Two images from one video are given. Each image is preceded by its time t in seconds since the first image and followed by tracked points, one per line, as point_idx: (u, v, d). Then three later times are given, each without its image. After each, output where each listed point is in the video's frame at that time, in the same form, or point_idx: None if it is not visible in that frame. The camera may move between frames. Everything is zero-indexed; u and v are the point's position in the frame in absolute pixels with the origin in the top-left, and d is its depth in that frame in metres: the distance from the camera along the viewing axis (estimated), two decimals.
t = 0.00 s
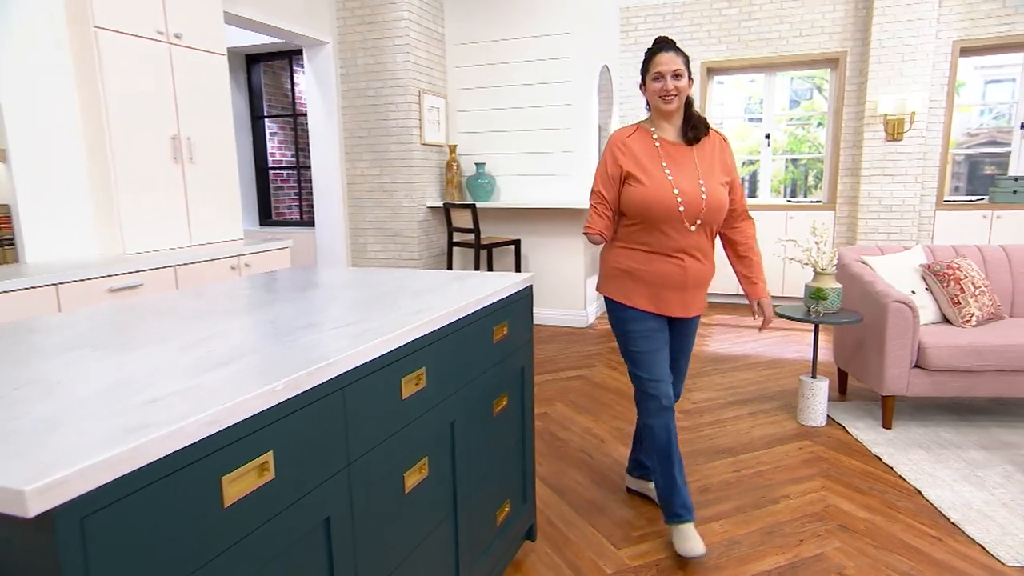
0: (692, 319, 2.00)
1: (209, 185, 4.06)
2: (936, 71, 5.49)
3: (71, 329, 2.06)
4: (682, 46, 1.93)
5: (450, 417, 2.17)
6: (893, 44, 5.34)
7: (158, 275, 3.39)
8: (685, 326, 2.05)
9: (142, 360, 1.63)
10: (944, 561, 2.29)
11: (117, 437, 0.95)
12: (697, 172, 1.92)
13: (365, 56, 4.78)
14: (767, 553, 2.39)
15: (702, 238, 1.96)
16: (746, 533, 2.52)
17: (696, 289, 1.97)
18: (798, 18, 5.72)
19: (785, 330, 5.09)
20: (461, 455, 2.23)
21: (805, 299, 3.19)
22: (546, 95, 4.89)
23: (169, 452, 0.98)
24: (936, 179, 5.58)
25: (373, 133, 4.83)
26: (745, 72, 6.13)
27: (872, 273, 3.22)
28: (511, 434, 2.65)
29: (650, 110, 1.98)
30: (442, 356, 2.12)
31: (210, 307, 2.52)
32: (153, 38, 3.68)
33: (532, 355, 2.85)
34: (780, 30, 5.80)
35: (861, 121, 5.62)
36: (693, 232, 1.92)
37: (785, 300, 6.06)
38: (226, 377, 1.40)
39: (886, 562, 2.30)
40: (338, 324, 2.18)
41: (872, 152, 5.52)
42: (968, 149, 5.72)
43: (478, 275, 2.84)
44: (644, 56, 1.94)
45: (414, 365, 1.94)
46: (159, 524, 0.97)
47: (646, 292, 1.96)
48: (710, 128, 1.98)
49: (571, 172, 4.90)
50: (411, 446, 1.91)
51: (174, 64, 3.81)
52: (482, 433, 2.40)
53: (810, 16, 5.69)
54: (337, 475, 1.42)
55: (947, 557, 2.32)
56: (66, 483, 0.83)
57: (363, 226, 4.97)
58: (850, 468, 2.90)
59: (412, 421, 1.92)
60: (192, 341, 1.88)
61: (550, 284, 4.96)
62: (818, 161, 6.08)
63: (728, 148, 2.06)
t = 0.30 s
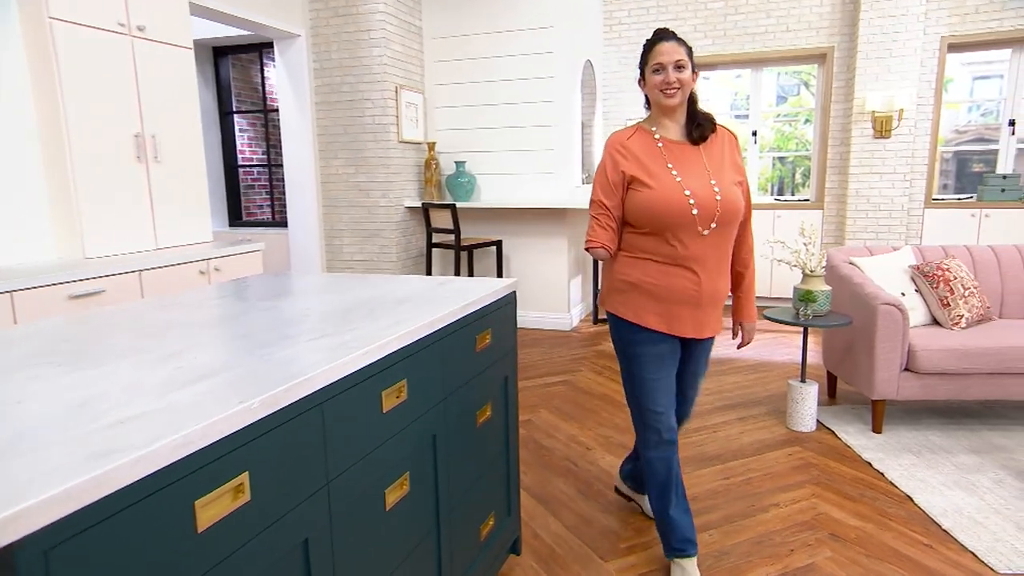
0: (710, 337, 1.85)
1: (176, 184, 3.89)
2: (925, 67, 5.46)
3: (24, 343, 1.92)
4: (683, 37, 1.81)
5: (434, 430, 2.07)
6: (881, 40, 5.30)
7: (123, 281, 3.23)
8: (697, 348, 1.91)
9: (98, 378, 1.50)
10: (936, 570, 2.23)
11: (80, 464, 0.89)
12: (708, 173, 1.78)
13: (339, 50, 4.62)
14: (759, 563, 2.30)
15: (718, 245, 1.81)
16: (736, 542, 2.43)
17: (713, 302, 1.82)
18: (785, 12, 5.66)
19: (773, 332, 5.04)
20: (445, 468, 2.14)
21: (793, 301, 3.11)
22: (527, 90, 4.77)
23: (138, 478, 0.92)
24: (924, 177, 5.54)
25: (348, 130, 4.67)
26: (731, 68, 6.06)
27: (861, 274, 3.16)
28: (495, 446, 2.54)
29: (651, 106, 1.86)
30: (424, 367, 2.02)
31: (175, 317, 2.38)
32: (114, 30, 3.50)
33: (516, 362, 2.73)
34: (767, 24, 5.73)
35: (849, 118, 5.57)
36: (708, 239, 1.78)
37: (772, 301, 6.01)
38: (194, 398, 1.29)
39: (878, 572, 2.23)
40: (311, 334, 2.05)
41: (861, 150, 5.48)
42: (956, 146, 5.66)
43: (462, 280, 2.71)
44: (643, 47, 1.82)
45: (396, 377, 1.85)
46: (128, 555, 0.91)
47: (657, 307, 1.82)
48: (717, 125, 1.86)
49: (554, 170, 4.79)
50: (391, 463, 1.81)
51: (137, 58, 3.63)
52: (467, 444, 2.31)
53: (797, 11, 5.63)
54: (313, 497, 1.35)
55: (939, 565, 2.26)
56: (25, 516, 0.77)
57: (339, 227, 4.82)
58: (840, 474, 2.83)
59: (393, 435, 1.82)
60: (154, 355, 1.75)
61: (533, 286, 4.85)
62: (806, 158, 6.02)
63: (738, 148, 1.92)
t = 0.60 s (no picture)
0: (727, 355, 1.72)
1: (155, 185, 3.76)
2: (927, 63, 5.38)
3: None
4: (698, 24, 1.68)
5: (428, 444, 1.98)
6: (882, 36, 5.21)
7: (99, 287, 3.10)
8: (726, 370, 1.73)
9: (62, 399, 1.40)
10: None
11: (67, 491, 0.86)
12: (724, 174, 1.67)
13: (324, 45, 4.49)
14: None
15: (735, 253, 1.69)
16: (736, 556, 2.34)
17: (731, 315, 1.70)
18: (783, 7, 5.56)
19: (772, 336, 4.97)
20: (440, 483, 2.05)
21: (793, 306, 3.02)
22: (519, 88, 4.66)
23: (129, 503, 0.90)
24: (926, 176, 5.47)
25: (334, 128, 4.54)
26: (728, 64, 5.96)
27: (862, 278, 3.08)
28: (490, 461, 2.45)
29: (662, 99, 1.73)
30: (418, 381, 1.92)
31: (153, 325, 2.27)
32: (88, 25, 3.36)
33: (510, 374, 2.61)
34: (765, 19, 5.63)
35: (849, 116, 5.48)
36: (725, 246, 1.67)
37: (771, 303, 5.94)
38: (178, 417, 1.21)
39: None
40: (298, 343, 1.94)
41: (861, 148, 5.40)
42: (958, 144, 5.60)
43: (456, 288, 2.60)
44: (654, 35, 1.69)
45: (389, 392, 1.75)
46: None
47: (670, 322, 1.70)
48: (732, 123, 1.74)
49: (547, 169, 4.68)
50: (385, 480, 1.72)
51: (112, 55, 3.49)
52: (462, 459, 2.21)
53: (796, 6, 5.53)
54: (304, 516, 1.34)
55: None
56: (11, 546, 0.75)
57: (324, 229, 4.68)
58: (842, 484, 2.75)
59: (387, 452, 1.73)
60: (129, 370, 1.64)
61: (526, 288, 4.74)
62: (805, 157, 5.94)
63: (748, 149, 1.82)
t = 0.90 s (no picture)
0: (744, 382, 1.61)
1: (141, 186, 3.65)
2: (935, 60, 5.29)
3: None
4: (726, 18, 1.58)
5: (428, 461, 1.90)
6: (889, 32, 5.12)
7: (84, 294, 2.99)
8: (746, 401, 1.63)
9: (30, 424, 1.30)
10: None
11: (64, 523, 0.86)
12: (740, 185, 1.55)
13: (315, 42, 4.38)
14: None
15: (753, 271, 1.57)
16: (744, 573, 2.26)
17: (747, 339, 1.58)
18: (788, 3, 5.46)
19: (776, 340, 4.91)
20: (441, 500, 1.97)
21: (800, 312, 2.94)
22: (517, 86, 4.56)
23: (126, 534, 0.89)
24: (935, 176, 5.39)
25: (326, 128, 4.44)
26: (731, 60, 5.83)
27: (870, 283, 3.00)
28: (491, 476, 2.36)
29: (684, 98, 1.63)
30: (419, 396, 1.85)
31: (139, 333, 2.18)
32: (73, 22, 3.24)
33: (511, 384, 2.52)
34: (769, 15, 5.54)
35: (855, 114, 5.39)
36: (737, 264, 1.55)
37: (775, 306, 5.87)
38: (167, 446, 1.13)
39: None
40: (292, 353, 1.85)
41: (868, 147, 5.31)
42: (967, 143, 5.51)
43: (456, 296, 2.51)
44: (678, 27, 1.59)
45: (388, 409, 1.68)
46: None
47: (677, 344, 1.62)
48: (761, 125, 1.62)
49: (545, 170, 4.59)
50: (385, 498, 1.66)
51: (97, 53, 3.38)
52: (463, 474, 2.15)
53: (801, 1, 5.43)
54: (304, 540, 1.32)
55: None
56: None
57: (316, 232, 4.58)
58: (850, 496, 2.67)
59: (385, 471, 1.66)
60: (111, 387, 1.55)
61: (525, 291, 4.66)
62: (810, 155, 5.80)
63: (785, 154, 1.67)
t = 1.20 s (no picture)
0: (757, 406, 1.52)
1: (118, 189, 3.55)
2: (930, 59, 5.26)
3: None
4: (754, 14, 1.48)
5: (420, 477, 1.85)
6: (883, 31, 5.08)
7: (60, 303, 2.89)
8: (765, 434, 1.54)
9: None
10: None
11: (49, 557, 0.84)
12: (752, 190, 1.46)
13: (298, 39, 4.28)
14: None
15: (765, 284, 1.48)
16: None
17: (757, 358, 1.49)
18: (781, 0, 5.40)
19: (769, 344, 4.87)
20: (433, 516, 1.92)
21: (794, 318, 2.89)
22: (506, 85, 4.49)
23: (110, 568, 0.87)
24: (930, 176, 5.35)
25: (310, 127, 4.34)
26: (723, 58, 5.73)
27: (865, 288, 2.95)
28: (483, 490, 2.29)
29: (707, 100, 1.55)
30: (411, 411, 1.80)
31: (115, 346, 2.09)
32: (46, 20, 3.13)
33: (503, 396, 2.46)
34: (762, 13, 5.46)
35: (850, 114, 5.34)
36: (745, 275, 1.47)
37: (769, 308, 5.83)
38: (150, 478, 1.08)
39: None
40: (278, 367, 1.77)
41: (862, 148, 5.27)
42: (962, 142, 5.47)
43: (447, 306, 2.43)
44: (701, 24, 1.50)
45: (380, 425, 1.63)
46: None
47: (685, 360, 1.56)
48: (791, 127, 1.51)
49: (535, 171, 4.53)
50: (376, 518, 1.61)
51: (71, 52, 3.27)
52: (456, 489, 2.09)
53: None
54: (290, 567, 1.29)
55: None
56: None
57: (301, 235, 4.48)
58: (846, 505, 2.62)
59: (376, 492, 1.61)
60: (83, 407, 1.47)
61: (516, 295, 4.59)
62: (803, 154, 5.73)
63: (824, 154, 1.53)
